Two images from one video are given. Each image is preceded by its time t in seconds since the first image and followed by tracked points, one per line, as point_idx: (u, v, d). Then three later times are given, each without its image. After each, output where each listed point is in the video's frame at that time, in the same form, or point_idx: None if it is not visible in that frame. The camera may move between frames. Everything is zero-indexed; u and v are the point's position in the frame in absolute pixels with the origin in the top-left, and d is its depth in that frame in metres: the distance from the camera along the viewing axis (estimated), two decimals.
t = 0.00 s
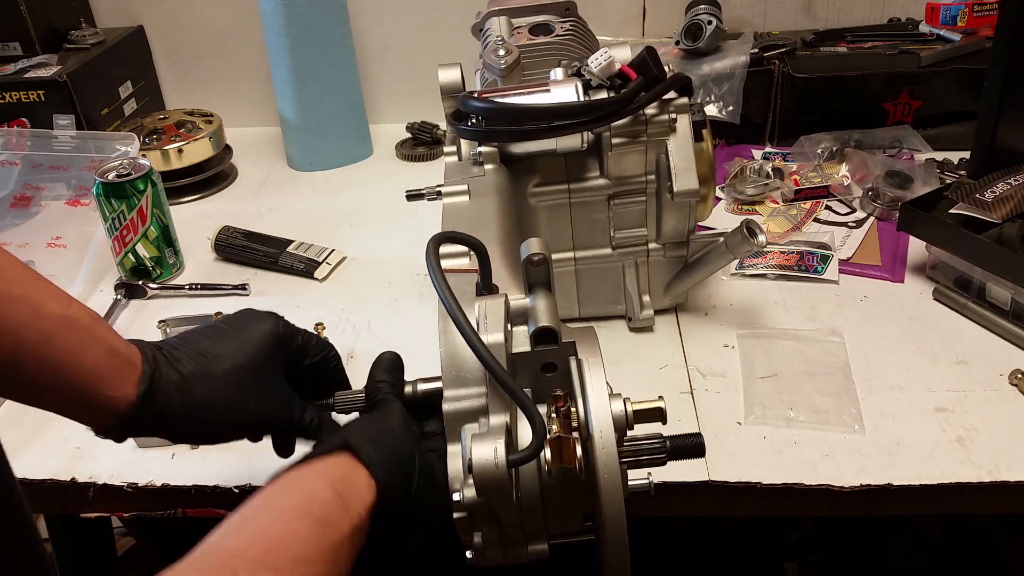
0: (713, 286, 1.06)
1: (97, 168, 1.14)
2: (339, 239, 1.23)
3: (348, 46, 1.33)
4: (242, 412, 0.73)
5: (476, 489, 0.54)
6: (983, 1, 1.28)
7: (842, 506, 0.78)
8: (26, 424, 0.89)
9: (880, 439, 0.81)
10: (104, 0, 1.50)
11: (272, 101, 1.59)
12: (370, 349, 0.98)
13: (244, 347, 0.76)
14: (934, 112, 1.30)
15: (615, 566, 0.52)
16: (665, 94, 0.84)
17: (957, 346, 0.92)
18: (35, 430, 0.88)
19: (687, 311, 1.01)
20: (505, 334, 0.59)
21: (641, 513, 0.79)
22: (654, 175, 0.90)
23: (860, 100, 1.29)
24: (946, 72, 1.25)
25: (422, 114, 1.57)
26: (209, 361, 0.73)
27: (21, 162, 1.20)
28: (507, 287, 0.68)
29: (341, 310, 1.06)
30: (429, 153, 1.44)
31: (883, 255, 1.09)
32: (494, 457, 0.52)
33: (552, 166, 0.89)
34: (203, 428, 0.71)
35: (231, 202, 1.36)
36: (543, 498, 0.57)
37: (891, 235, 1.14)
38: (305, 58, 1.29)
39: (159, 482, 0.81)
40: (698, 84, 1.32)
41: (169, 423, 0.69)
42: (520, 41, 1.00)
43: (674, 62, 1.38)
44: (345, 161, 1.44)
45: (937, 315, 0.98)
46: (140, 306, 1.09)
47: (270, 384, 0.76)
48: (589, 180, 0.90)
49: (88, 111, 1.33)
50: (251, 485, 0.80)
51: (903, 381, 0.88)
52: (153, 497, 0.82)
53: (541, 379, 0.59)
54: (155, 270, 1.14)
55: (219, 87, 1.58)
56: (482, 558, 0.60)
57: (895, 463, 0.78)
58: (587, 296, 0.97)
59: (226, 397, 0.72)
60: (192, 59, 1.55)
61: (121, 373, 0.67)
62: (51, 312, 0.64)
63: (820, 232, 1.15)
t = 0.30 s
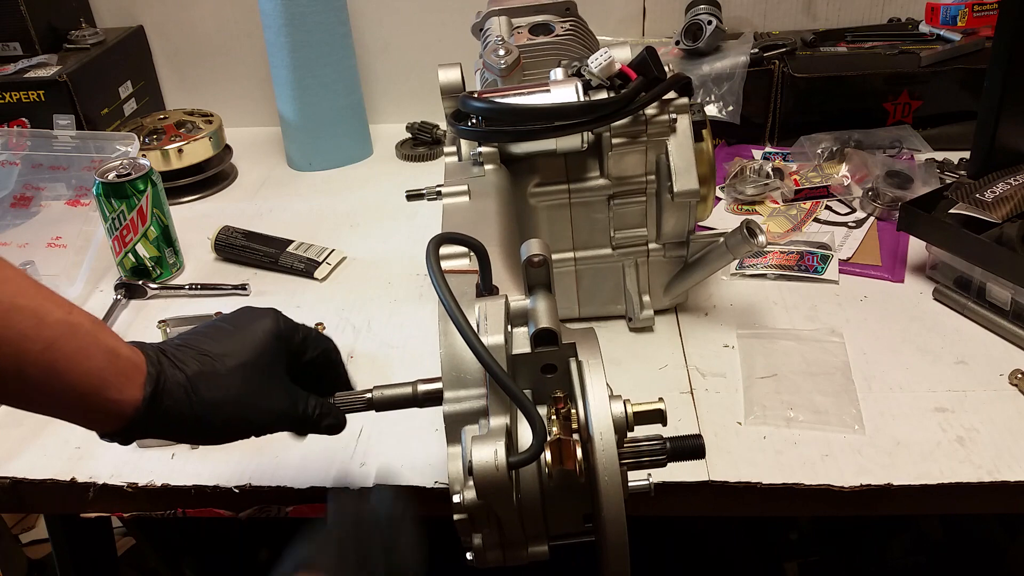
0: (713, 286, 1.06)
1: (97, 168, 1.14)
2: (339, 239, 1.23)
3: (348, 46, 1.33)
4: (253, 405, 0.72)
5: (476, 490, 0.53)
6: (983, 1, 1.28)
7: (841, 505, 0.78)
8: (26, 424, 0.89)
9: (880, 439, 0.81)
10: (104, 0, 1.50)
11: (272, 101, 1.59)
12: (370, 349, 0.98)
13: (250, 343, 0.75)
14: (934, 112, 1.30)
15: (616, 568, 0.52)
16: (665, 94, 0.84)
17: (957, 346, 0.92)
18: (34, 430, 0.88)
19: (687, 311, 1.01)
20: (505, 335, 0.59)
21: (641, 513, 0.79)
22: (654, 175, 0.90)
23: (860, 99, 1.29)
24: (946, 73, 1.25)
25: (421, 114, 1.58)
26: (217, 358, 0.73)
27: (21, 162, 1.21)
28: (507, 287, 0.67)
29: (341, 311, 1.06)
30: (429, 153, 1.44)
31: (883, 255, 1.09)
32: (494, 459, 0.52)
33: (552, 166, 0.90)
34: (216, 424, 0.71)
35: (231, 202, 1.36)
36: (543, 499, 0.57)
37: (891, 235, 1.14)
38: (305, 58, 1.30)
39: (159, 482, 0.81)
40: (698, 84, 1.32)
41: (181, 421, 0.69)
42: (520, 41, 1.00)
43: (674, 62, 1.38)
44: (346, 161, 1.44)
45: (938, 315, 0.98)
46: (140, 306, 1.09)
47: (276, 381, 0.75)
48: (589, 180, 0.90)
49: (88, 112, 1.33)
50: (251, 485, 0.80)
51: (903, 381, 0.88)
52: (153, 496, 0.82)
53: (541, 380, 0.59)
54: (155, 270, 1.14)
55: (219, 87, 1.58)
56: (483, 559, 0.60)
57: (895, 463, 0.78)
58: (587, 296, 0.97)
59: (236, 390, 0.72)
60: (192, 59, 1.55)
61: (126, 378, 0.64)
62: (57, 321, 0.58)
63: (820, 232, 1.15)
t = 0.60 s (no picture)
0: (712, 286, 1.06)
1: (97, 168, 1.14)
2: (339, 239, 1.23)
3: (349, 46, 1.33)
4: (162, 314, 0.66)
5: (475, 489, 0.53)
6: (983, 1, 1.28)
7: (841, 506, 0.78)
8: (26, 424, 0.89)
9: (880, 439, 0.81)
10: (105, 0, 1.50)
11: (272, 101, 1.59)
12: (369, 349, 0.98)
13: (149, 252, 0.70)
14: (934, 112, 1.30)
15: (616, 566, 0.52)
16: (665, 94, 0.84)
17: (957, 346, 0.92)
18: (34, 430, 0.88)
19: (687, 311, 1.01)
20: (505, 334, 0.59)
21: (641, 513, 0.80)
22: (654, 175, 0.90)
23: (860, 99, 1.29)
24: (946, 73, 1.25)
25: (421, 115, 1.58)
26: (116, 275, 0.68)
27: (22, 162, 1.21)
28: (507, 286, 0.67)
29: (341, 310, 1.06)
30: (429, 153, 1.44)
31: (883, 255, 1.09)
32: (493, 457, 0.52)
33: (552, 166, 0.90)
34: (129, 339, 0.65)
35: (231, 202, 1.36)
36: (543, 497, 0.57)
37: (891, 235, 1.14)
38: (305, 58, 1.30)
39: (159, 482, 0.81)
40: (698, 84, 1.32)
41: (89, 344, 0.63)
42: (520, 41, 1.00)
43: (674, 62, 1.37)
44: (346, 162, 1.44)
45: (937, 315, 0.98)
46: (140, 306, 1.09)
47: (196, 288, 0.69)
48: (589, 180, 0.90)
49: (88, 112, 1.33)
50: (251, 485, 0.80)
51: (903, 381, 0.88)
52: (153, 497, 0.82)
53: (541, 379, 0.59)
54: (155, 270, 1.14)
55: (220, 88, 1.58)
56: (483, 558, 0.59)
57: (895, 463, 0.78)
58: (587, 296, 0.97)
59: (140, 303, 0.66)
60: (192, 60, 1.55)
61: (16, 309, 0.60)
62: None
63: (820, 232, 1.15)
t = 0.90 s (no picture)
0: (712, 286, 1.06)
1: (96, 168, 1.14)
2: (339, 239, 1.23)
3: (349, 46, 1.33)
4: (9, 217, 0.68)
5: (476, 491, 0.53)
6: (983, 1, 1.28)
7: (841, 505, 0.78)
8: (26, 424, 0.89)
9: (880, 439, 0.81)
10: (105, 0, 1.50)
11: (272, 101, 1.59)
12: (370, 349, 0.98)
13: None
14: (934, 112, 1.30)
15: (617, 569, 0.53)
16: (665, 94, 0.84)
17: (958, 346, 0.92)
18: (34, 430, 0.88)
19: (688, 311, 1.01)
20: (505, 336, 0.59)
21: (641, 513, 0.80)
22: (654, 175, 0.90)
23: (860, 99, 1.29)
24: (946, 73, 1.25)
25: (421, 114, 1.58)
26: None
27: (21, 162, 1.21)
28: (507, 287, 0.67)
29: (341, 310, 1.06)
30: (429, 153, 1.44)
31: (883, 255, 1.09)
32: (494, 459, 0.52)
33: (553, 166, 0.90)
34: None
35: (231, 202, 1.36)
36: (543, 498, 0.57)
37: (891, 235, 1.14)
38: (305, 58, 1.30)
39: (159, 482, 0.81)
40: (698, 84, 1.32)
41: None
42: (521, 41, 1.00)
43: (674, 62, 1.37)
44: (346, 161, 1.44)
45: (937, 315, 0.98)
46: (140, 306, 1.09)
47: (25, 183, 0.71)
48: (589, 180, 0.90)
49: (88, 112, 1.33)
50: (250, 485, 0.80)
51: (903, 381, 0.88)
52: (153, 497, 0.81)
53: (541, 380, 0.59)
54: (155, 270, 1.13)
55: (220, 88, 1.58)
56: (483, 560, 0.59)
57: (895, 463, 0.78)
58: (586, 296, 0.97)
59: None
60: (192, 60, 1.55)
61: None
62: None
63: (820, 231, 1.15)
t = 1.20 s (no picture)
0: (713, 286, 1.06)
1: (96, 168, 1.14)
2: (339, 239, 1.23)
3: (349, 46, 1.33)
4: None
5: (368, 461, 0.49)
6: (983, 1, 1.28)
7: (840, 505, 0.78)
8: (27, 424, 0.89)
9: (880, 439, 0.81)
10: None
11: (272, 101, 1.59)
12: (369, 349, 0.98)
13: None
14: (934, 112, 1.30)
15: None
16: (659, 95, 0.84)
17: (958, 346, 0.92)
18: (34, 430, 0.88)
19: (687, 314, 1.01)
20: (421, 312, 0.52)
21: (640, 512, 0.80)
22: (648, 177, 0.89)
23: (860, 99, 1.29)
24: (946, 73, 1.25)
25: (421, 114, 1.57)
26: None
27: (21, 162, 1.21)
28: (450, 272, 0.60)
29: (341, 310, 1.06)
30: (429, 153, 1.44)
31: (883, 255, 1.09)
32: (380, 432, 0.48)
33: (545, 164, 0.89)
34: None
35: (231, 202, 1.36)
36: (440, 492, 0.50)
37: (891, 235, 1.14)
38: (305, 58, 1.30)
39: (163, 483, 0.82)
40: (698, 84, 1.32)
41: None
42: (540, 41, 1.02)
43: (674, 61, 1.37)
44: (346, 161, 1.44)
45: (937, 315, 0.98)
46: (140, 306, 1.09)
47: None
48: (582, 179, 0.89)
49: (88, 112, 1.34)
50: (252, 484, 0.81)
51: (902, 381, 0.88)
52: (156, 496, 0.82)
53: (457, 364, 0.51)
54: (155, 270, 1.13)
55: (219, 88, 1.58)
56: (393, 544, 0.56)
57: (895, 463, 0.78)
58: (580, 297, 0.98)
59: None
60: (192, 60, 1.55)
61: None
62: None
63: (820, 232, 1.15)
